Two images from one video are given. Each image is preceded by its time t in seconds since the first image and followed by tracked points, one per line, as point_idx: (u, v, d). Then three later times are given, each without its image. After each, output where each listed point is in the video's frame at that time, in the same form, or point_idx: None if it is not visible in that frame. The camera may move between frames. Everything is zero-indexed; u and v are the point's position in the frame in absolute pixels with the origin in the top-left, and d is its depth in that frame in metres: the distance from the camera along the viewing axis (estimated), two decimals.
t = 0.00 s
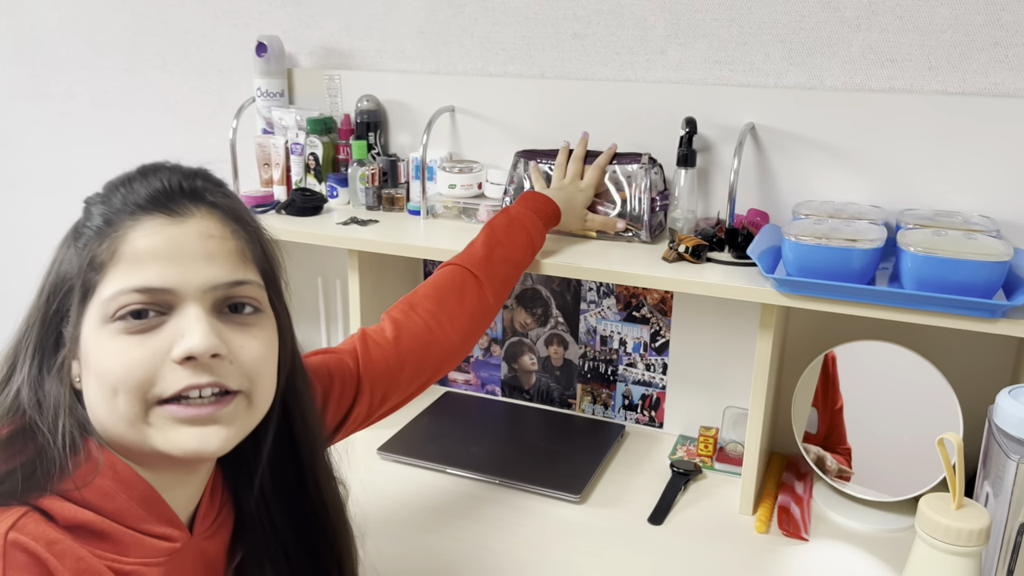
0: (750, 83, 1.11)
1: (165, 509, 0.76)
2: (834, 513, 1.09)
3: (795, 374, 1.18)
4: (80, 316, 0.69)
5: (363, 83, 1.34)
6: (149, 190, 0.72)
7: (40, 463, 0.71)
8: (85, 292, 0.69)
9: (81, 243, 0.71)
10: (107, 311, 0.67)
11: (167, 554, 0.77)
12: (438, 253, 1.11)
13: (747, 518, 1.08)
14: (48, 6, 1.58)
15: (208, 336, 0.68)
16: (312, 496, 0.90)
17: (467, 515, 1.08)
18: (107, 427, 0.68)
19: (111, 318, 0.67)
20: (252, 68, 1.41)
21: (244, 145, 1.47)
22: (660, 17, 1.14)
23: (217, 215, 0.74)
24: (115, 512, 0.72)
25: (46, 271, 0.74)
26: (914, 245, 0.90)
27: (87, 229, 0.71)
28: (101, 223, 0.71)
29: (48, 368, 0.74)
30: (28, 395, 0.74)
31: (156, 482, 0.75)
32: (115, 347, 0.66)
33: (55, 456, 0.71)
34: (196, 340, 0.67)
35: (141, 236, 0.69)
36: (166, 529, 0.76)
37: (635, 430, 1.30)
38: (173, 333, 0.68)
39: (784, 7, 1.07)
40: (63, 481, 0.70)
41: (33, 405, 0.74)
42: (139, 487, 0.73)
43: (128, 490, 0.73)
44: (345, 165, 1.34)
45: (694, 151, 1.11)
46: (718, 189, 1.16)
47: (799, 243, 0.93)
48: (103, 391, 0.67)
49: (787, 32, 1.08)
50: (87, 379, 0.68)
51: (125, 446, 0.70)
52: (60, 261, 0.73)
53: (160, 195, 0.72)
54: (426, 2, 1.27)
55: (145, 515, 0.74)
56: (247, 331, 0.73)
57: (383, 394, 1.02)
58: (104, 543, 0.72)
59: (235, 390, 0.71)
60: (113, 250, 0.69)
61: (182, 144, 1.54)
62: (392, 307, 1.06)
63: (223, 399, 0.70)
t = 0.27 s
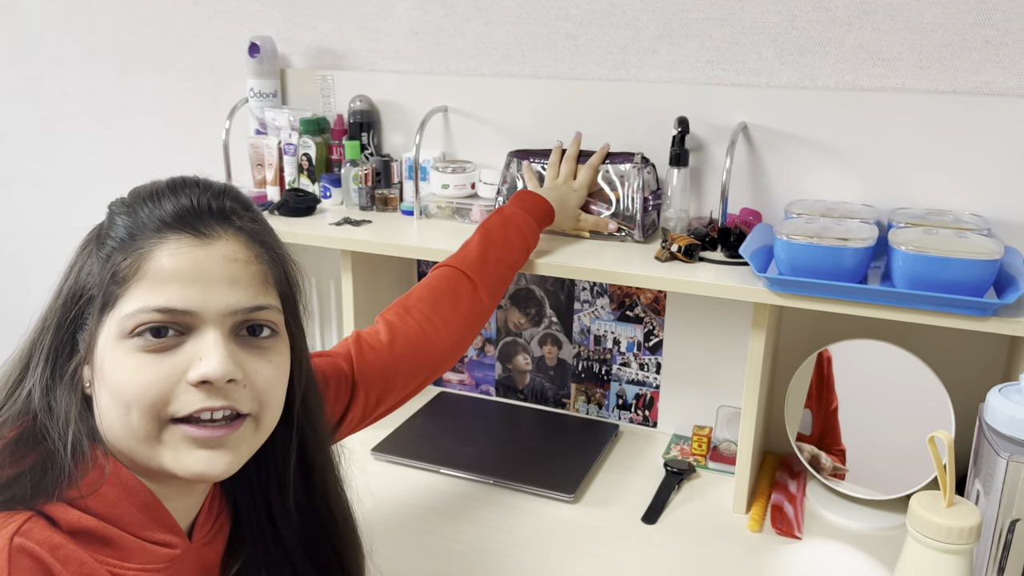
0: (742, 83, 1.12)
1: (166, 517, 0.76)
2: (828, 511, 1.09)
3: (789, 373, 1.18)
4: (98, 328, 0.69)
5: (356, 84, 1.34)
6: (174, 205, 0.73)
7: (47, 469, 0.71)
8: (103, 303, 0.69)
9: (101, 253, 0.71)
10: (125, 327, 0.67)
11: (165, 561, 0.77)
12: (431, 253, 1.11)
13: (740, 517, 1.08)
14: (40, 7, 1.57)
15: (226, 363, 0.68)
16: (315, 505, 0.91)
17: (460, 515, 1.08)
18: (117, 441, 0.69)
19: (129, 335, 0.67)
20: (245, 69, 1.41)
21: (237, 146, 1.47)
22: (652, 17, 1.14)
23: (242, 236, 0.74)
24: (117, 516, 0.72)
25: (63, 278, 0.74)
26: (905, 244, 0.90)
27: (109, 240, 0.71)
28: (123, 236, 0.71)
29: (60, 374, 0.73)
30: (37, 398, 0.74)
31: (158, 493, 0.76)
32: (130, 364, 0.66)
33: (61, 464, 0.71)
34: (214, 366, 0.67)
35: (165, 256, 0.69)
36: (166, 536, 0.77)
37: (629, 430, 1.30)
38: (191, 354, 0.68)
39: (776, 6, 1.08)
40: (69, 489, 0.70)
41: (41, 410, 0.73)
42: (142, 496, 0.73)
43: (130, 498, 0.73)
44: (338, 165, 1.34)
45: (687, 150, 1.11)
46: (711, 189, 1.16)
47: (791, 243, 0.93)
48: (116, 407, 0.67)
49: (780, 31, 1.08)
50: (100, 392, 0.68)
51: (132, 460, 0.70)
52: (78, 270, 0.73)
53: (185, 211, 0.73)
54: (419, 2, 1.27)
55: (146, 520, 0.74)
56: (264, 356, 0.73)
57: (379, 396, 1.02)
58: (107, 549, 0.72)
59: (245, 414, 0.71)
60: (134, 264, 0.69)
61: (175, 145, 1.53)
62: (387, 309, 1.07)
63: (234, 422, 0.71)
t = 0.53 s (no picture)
0: (737, 83, 1.12)
1: (145, 511, 0.76)
2: (822, 510, 1.09)
3: (784, 372, 1.18)
4: (55, 316, 0.68)
5: (352, 85, 1.34)
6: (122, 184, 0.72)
7: (14, 471, 0.70)
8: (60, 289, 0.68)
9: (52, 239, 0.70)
10: (85, 310, 0.66)
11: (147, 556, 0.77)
12: (427, 254, 1.12)
13: (735, 515, 1.08)
14: (35, 8, 1.57)
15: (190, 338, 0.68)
16: (292, 490, 0.91)
17: (456, 515, 1.09)
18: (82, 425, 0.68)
19: (88, 317, 0.66)
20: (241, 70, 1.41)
21: (233, 146, 1.47)
22: (647, 18, 1.14)
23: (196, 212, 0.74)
24: (92, 515, 0.73)
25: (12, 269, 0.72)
26: (898, 244, 0.91)
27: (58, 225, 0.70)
28: (74, 220, 0.70)
29: (20, 368, 0.71)
30: (0, 398, 0.72)
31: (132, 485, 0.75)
32: (93, 346, 0.66)
33: (29, 463, 0.70)
34: (179, 341, 0.67)
35: (120, 235, 0.68)
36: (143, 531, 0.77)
37: (625, 430, 1.31)
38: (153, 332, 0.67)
39: (770, 7, 1.08)
40: (38, 489, 0.70)
41: (5, 408, 0.72)
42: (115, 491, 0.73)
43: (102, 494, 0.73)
44: (334, 165, 1.35)
45: (681, 150, 1.12)
46: (706, 189, 1.17)
47: (785, 242, 0.94)
48: (79, 390, 0.66)
49: (774, 32, 1.09)
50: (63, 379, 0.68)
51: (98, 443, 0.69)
52: (30, 260, 0.71)
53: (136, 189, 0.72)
54: (415, 3, 1.27)
55: (126, 517, 0.75)
56: (230, 330, 0.73)
57: (366, 396, 1.03)
58: (85, 549, 0.73)
59: (216, 388, 0.71)
60: (90, 246, 0.68)
61: (171, 146, 1.54)
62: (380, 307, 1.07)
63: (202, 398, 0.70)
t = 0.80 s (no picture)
0: (736, 85, 1.12)
1: (91, 512, 0.74)
2: (820, 510, 1.09)
3: (782, 373, 1.19)
4: (17, 312, 0.62)
5: (352, 85, 1.34)
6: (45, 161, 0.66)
7: None
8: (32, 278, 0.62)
9: None
10: (74, 299, 0.63)
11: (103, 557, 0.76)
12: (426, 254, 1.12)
13: (734, 515, 1.08)
14: (35, 9, 1.58)
15: (191, 309, 0.72)
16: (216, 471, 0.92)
17: (455, 515, 1.09)
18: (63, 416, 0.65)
19: (78, 306, 0.63)
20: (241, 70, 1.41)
21: (233, 147, 1.47)
22: (646, 19, 1.15)
23: (132, 181, 0.72)
24: (41, 528, 0.70)
25: None
26: (897, 245, 0.91)
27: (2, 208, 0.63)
28: (26, 201, 0.64)
29: None
30: None
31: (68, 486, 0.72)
32: (93, 335, 0.63)
33: None
34: (183, 312, 0.70)
35: (93, 216, 0.65)
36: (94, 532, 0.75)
37: (624, 430, 1.31)
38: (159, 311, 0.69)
39: (768, 9, 1.08)
40: None
41: None
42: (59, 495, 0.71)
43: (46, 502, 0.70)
44: (334, 166, 1.35)
45: (680, 151, 1.12)
46: (705, 189, 1.17)
47: (783, 243, 0.94)
48: (77, 382, 0.64)
49: (772, 33, 1.09)
50: (47, 373, 0.63)
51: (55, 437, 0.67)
52: None
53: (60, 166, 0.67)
54: (414, 4, 1.27)
55: (79, 523, 0.73)
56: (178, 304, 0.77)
57: (270, 409, 1.04)
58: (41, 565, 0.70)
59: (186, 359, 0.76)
60: (71, 228, 0.64)
61: (171, 146, 1.54)
62: (297, 318, 1.05)
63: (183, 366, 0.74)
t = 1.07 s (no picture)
0: (738, 86, 1.13)
1: (49, 527, 0.74)
2: (821, 511, 1.10)
3: (784, 373, 1.19)
4: (61, 323, 0.64)
5: (355, 86, 1.35)
6: (45, 163, 0.65)
7: None
8: (63, 292, 0.64)
9: (25, 232, 0.62)
10: (116, 309, 0.69)
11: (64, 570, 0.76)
12: (428, 254, 1.12)
13: (735, 516, 1.09)
14: (39, 9, 1.58)
15: (167, 302, 0.78)
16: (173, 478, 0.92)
17: (456, 514, 1.09)
18: (65, 419, 0.68)
19: (117, 312, 0.69)
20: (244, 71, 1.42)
21: (236, 147, 1.48)
22: (648, 20, 1.15)
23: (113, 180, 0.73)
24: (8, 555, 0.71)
25: None
26: (898, 246, 0.91)
27: (32, 214, 0.63)
28: (59, 211, 0.64)
29: None
30: None
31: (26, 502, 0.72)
32: (126, 343, 0.70)
33: None
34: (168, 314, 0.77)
35: (118, 223, 0.70)
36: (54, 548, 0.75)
37: (625, 430, 1.31)
38: (148, 311, 0.74)
39: (770, 11, 1.09)
40: None
41: None
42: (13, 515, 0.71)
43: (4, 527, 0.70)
44: (337, 166, 1.35)
45: (682, 153, 1.12)
46: (706, 190, 1.17)
47: (785, 244, 0.94)
48: (117, 383, 0.70)
49: (774, 35, 1.09)
50: (59, 381, 0.66)
51: (44, 442, 0.70)
52: None
53: (59, 167, 0.66)
54: (417, 5, 1.28)
55: (40, 544, 0.73)
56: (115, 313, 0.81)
57: (195, 442, 1.01)
58: None
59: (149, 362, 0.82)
60: (101, 241, 0.67)
61: (174, 146, 1.54)
62: (225, 354, 1.05)
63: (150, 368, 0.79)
